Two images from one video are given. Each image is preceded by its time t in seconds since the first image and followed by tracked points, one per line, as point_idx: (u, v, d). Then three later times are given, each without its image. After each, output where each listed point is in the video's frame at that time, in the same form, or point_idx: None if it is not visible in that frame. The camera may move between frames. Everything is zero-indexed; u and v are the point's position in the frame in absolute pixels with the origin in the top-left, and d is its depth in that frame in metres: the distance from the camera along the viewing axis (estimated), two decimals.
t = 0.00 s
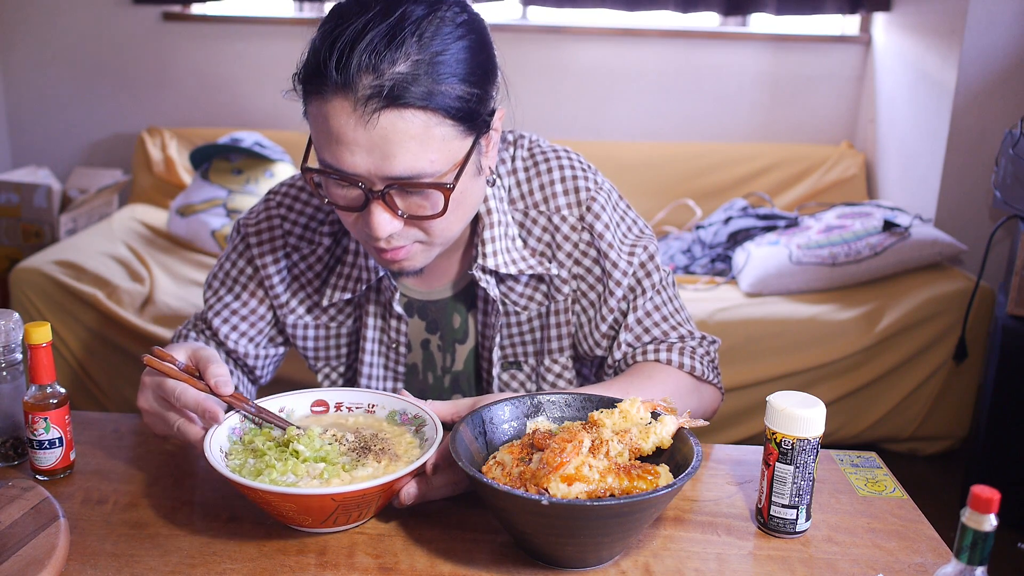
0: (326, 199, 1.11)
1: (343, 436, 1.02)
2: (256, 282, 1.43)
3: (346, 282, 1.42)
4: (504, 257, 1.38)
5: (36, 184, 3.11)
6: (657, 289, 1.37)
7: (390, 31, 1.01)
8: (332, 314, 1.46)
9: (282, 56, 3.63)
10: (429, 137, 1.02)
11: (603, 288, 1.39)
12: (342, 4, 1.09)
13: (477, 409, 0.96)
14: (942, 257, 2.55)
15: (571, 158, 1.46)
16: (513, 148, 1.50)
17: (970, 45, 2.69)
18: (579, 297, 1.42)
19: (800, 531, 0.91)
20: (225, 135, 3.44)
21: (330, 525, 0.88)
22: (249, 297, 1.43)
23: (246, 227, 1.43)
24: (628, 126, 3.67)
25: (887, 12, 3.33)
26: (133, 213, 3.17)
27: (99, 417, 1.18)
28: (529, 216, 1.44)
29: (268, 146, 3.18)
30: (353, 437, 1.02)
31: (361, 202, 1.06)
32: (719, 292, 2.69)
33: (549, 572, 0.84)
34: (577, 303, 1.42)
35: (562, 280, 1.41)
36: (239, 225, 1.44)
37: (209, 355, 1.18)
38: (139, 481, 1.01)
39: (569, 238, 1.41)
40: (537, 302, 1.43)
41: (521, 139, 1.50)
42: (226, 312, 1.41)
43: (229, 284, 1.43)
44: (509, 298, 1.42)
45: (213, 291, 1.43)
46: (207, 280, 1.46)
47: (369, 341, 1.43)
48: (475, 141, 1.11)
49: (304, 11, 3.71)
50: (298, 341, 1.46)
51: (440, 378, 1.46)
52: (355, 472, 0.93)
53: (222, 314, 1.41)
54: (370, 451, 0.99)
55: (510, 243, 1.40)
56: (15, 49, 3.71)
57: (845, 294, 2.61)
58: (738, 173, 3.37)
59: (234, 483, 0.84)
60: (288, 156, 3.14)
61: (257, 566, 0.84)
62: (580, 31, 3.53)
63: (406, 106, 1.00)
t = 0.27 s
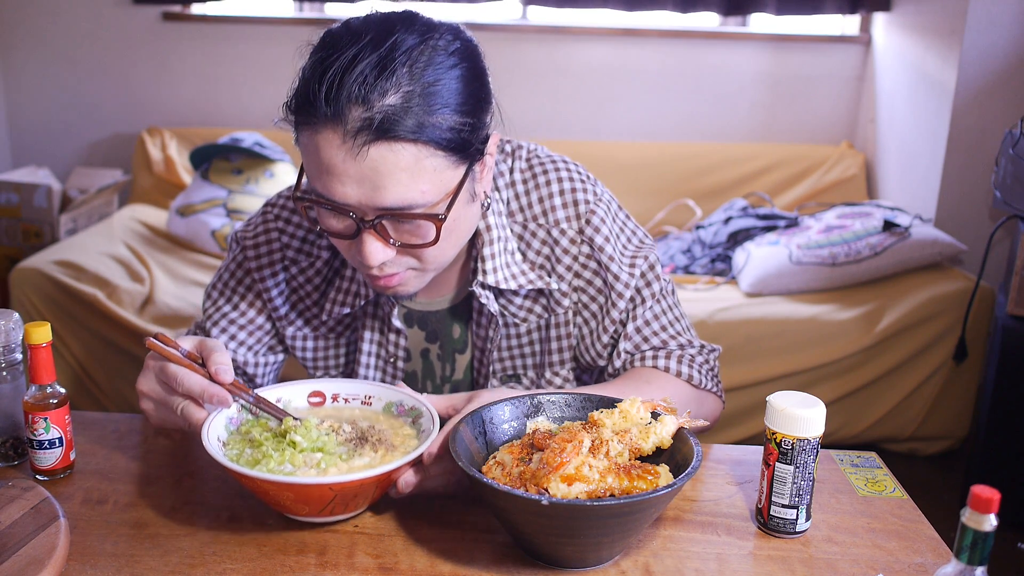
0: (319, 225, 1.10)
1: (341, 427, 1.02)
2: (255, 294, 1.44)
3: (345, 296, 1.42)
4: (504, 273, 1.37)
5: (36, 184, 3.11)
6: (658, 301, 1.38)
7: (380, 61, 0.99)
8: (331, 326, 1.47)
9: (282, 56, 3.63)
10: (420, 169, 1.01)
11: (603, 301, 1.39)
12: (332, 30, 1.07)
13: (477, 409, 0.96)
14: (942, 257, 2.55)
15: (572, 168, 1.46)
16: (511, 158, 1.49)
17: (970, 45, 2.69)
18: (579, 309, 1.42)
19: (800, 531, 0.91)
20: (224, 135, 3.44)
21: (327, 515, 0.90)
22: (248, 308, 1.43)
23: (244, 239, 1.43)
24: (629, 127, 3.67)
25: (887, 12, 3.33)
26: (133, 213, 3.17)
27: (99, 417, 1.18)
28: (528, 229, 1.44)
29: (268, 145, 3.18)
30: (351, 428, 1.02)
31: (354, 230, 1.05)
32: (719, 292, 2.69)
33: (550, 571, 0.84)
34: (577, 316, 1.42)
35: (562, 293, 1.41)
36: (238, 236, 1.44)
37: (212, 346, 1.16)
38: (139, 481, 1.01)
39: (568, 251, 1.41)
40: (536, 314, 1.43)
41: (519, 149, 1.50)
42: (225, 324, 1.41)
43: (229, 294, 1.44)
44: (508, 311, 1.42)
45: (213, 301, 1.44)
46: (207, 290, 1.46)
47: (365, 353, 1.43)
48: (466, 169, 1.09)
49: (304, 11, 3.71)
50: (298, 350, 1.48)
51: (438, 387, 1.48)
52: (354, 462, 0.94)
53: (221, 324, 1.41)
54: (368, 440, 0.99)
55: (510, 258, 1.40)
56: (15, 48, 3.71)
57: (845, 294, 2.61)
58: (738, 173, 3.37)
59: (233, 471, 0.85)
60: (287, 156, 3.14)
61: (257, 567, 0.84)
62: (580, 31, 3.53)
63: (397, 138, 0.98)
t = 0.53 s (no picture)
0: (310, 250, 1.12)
1: (338, 375, 1.04)
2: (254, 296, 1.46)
3: (343, 304, 1.42)
4: (503, 287, 1.37)
5: (36, 184, 3.12)
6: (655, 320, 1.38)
7: (371, 88, 0.99)
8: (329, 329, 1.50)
9: (282, 56, 3.63)
10: (409, 198, 1.01)
11: (600, 318, 1.41)
12: (327, 51, 1.07)
13: (477, 409, 0.96)
14: (942, 258, 2.55)
15: (576, 182, 1.46)
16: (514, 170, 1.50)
17: (970, 45, 2.69)
18: (575, 325, 1.44)
19: (800, 531, 0.91)
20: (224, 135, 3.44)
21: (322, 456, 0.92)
22: (248, 307, 1.47)
23: (246, 239, 1.44)
24: (629, 126, 3.67)
25: (887, 11, 3.33)
26: (133, 213, 3.17)
27: (99, 417, 1.18)
28: (528, 243, 1.45)
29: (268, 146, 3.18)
30: (347, 376, 1.04)
31: (343, 256, 1.07)
32: (719, 292, 2.69)
33: (550, 571, 0.84)
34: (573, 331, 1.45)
35: (558, 309, 1.43)
36: (238, 239, 1.45)
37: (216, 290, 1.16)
38: (138, 481, 1.01)
39: (567, 268, 1.42)
40: (532, 329, 1.45)
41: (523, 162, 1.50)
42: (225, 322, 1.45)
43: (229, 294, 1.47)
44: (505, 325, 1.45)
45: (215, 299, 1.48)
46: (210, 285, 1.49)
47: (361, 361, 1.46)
48: (455, 198, 1.09)
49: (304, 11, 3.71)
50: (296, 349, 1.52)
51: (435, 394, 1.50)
52: (349, 406, 0.96)
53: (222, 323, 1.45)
54: (364, 388, 1.01)
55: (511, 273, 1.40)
56: (15, 49, 3.71)
57: (845, 294, 2.61)
58: (738, 173, 3.38)
59: (229, 412, 0.87)
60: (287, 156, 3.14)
61: (257, 566, 0.84)
62: (581, 31, 3.53)
63: (385, 168, 0.98)
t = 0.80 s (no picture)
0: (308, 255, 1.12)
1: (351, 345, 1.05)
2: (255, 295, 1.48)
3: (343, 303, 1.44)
4: (509, 290, 1.37)
5: (36, 184, 3.12)
6: (658, 323, 1.39)
7: (375, 95, 0.99)
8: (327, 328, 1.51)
9: (282, 56, 3.63)
10: (410, 204, 1.00)
11: (603, 321, 1.41)
12: (330, 58, 1.07)
13: (477, 409, 0.95)
14: (942, 258, 2.55)
15: (580, 185, 1.46)
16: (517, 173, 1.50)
17: (970, 45, 2.69)
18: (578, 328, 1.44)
19: (800, 531, 0.91)
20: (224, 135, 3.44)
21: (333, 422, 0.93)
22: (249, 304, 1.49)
23: (248, 238, 1.46)
24: (629, 126, 3.67)
25: (887, 11, 3.32)
26: (133, 213, 3.17)
27: (99, 417, 1.18)
28: (531, 247, 1.45)
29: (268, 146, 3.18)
30: (361, 347, 1.05)
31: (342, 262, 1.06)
32: (719, 292, 2.69)
33: (550, 571, 0.84)
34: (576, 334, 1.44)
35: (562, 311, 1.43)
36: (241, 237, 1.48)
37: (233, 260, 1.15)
38: (138, 481, 1.01)
39: (571, 271, 1.42)
40: (534, 331, 1.45)
41: (526, 165, 1.50)
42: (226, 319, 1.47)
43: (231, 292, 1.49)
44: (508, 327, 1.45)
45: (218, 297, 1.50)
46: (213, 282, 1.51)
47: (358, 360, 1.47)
48: (456, 206, 1.09)
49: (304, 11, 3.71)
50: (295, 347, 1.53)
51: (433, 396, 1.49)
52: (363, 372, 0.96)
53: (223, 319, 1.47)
54: (377, 357, 1.01)
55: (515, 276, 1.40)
56: (15, 49, 3.71)
57: (844, 294, 2.61)
58: (738, 173, 3.38)
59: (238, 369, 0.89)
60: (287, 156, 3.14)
61: (257, 566, 0.84)
62: (581, 31, 3.53)
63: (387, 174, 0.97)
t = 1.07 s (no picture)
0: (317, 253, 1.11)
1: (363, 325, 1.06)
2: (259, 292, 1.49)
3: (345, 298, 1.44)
4: (514, 286, 1.37)
5: (36, 183, 3.12)
6: (663, 320, 1.39)
7: (384, 89, 0.99)
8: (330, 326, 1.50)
9: (282, 56, 3.63)
10: (419, 197, 1.01)
11: (608, 318, 1.41)
12: (338, 55, 1.08)
13: (477, 409, 0.95)
14: (942, 257, 2.55)
15: (585, 183, 1.46)
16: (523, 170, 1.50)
17: (970, 45, 2.69)
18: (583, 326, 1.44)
19: (800, 531, 0.91)
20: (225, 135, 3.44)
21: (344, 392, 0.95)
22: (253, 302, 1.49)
23: (252, 235, 1.47)
24: (629, 126, 3.67)
25: (887, 11, 3.33)
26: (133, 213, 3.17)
27: (99, 417, 1.18)
28: (537, 244, 1.45)
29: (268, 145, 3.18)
30: (372, 326, 1.07)
31: (349, 255, 1.06)
32: (719, 292, 2.69)
33: (550, 571, 0.84)
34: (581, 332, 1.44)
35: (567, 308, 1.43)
36: (246, 236, 1.48)
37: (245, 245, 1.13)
38: (138, 481, 1.01)
39: (577, 268, 1.42)
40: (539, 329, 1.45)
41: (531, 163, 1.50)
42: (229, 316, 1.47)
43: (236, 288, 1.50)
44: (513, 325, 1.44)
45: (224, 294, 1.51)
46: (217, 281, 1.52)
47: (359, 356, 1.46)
48: (464, 200, 1.09)
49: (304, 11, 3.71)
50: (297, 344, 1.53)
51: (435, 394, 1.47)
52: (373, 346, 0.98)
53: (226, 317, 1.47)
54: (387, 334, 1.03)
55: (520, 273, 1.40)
56: (15, 49, 3.71)
57: (844, 294, 2.61)
58: (738, 173, 3.38)
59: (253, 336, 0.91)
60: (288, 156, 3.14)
61: (257, 567, 0.84)
62: (580, 31, 3.53)
63: (397, 168, 0.97)
